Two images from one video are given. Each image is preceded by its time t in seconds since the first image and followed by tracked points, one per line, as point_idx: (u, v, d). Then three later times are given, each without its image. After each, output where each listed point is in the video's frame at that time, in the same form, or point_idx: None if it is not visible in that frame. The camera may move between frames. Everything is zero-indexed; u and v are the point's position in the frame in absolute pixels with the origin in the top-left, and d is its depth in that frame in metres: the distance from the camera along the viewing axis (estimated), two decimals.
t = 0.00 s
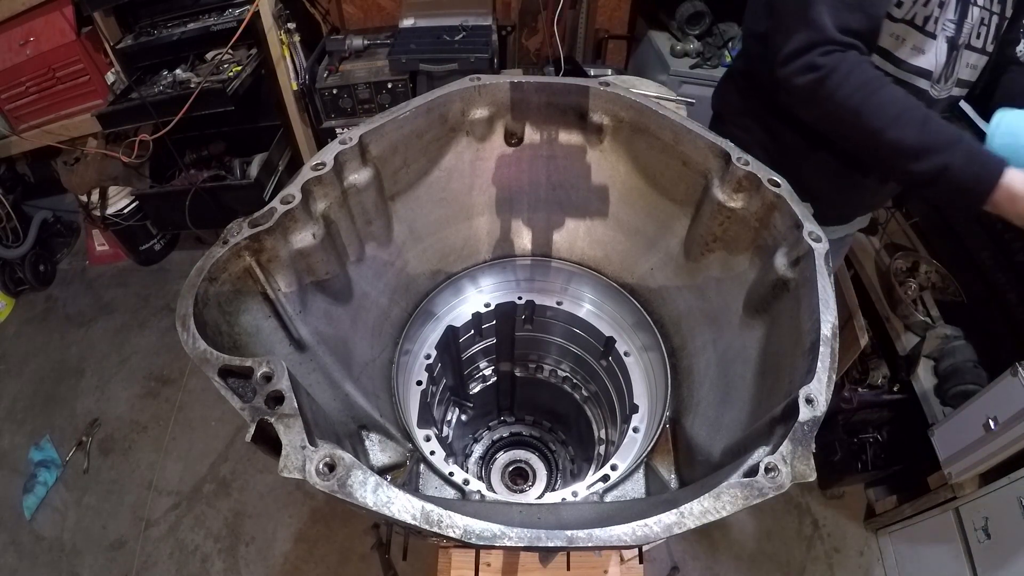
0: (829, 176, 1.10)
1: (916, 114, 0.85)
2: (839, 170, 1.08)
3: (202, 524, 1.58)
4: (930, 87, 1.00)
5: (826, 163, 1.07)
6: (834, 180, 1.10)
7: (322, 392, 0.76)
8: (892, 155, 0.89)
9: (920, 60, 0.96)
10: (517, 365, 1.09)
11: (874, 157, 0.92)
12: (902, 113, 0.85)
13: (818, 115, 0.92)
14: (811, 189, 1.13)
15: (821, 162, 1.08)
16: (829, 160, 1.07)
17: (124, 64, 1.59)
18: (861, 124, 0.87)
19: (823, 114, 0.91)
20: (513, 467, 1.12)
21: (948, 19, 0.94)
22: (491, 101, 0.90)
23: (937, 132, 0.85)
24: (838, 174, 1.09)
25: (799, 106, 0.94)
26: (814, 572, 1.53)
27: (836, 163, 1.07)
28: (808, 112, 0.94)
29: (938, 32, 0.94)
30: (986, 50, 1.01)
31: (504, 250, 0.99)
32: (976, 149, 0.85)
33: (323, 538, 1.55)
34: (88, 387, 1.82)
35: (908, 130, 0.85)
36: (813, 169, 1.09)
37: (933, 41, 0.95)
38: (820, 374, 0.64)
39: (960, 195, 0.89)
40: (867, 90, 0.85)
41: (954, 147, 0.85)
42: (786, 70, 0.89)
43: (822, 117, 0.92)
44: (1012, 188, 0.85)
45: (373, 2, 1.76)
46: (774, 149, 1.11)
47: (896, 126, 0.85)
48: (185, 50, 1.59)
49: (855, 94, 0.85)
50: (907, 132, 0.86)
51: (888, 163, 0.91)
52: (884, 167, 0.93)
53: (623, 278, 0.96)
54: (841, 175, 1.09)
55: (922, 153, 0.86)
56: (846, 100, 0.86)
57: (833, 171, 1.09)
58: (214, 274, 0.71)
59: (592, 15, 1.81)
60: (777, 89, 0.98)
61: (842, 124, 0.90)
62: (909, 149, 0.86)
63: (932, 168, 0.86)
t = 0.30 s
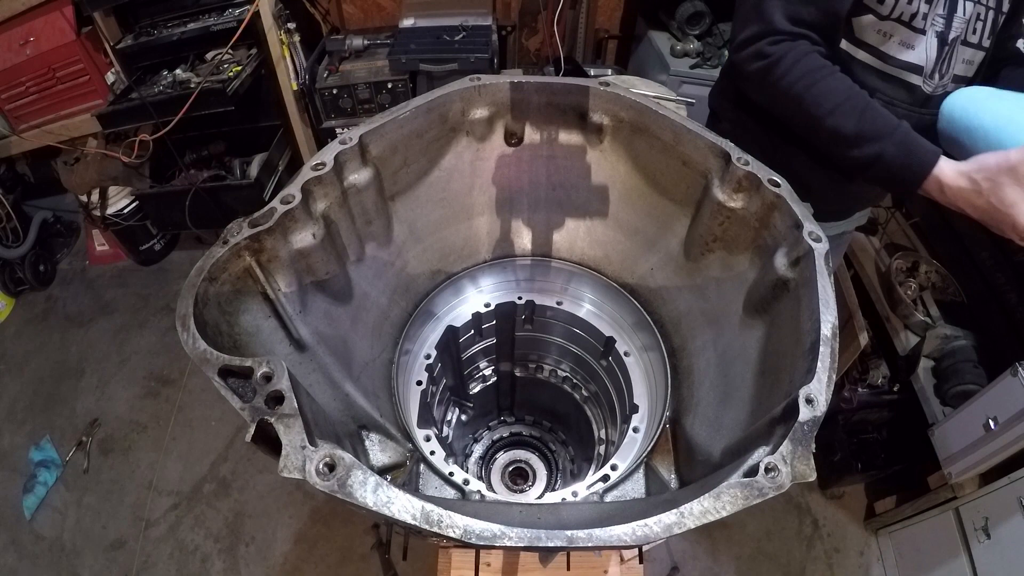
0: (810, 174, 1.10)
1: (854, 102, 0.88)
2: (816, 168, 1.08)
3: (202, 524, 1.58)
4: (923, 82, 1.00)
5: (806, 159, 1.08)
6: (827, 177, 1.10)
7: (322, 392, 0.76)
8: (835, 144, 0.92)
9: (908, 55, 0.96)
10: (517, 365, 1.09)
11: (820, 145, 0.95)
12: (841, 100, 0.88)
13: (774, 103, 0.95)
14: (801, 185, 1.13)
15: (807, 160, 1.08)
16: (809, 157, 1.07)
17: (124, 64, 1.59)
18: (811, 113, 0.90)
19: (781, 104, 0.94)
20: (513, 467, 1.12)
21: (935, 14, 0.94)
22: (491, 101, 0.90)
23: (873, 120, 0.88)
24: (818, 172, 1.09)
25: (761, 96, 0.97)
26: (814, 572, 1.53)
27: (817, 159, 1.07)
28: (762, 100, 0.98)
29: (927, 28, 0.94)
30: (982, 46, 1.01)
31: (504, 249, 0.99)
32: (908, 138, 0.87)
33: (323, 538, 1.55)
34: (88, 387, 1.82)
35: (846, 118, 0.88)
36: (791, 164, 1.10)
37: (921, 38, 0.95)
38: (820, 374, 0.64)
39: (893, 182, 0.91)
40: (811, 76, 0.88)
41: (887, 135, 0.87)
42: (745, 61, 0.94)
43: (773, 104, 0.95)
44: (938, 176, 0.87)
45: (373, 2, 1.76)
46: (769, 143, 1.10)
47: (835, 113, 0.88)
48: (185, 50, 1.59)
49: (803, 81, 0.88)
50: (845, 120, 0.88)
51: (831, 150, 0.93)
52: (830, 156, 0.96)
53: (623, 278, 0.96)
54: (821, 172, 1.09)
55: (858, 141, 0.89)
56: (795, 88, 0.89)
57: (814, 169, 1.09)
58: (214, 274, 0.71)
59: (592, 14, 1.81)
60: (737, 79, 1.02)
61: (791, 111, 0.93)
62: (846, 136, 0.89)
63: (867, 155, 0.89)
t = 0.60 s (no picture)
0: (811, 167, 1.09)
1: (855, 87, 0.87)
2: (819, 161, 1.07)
3: (202, 524, 1.58)
4: (922, 79, 1.00)
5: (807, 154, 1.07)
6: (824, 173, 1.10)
7: (321, 392, 0.76)
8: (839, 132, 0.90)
9: (907, 52, 0.97)
10: (517, 365, 1.09)
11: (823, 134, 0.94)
12: (840, 87, 0.88)
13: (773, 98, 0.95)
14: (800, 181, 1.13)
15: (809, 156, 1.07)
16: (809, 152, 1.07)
17: (124, 64, 1.59)
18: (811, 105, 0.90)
19: (782, 101, 0.93)
20: (513, 467, 1.12)
21: (934, 11, 0.94)
22: (491, 101, 0.90)
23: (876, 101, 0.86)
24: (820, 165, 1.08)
25: (761, 95, 0.97)
26: (814, 572, 1.53)
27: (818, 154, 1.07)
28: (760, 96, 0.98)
29: (926, 25, 0.94)
30: (980, 42, 1.01)
31: (504, 250, 0.99)
32: (914, 117, 0.85)
33: (323, 538, 1.55)
34: (88, 387, 1.82)
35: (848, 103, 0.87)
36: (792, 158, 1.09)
37: (920, 35, 0.95)
38: (820, 374, 0.64)
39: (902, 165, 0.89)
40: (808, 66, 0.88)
41: (891, 116, 0.85)
42: (742, 59, 0.94)
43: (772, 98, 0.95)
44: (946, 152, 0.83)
45: (372, 2, 1.76)
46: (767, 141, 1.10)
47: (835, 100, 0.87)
48: (185, 50, 1.59)
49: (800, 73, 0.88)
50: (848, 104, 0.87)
51: (834, 138, 0.92)
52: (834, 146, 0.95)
53: (623, 278, 0.96)
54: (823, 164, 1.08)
55: (862, 125, 0.87)
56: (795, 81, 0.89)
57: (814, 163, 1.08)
58: (214, 274, 0.71)
59: (592, 14, 1.81)
60: (734, 79, 1.02)
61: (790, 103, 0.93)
62: (850, 121, 0.88)
63: (873, 138, 0.87)
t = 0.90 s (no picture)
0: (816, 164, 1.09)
1: (862, 81, 0.87)
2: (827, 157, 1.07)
3: (202, 524, 1.58)
4: (924, 78, 1.00)
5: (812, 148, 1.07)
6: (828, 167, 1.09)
7: (321, 392, 0.76)
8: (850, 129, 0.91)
9: (910, 50, 0.96)
10: (517, 365, 1.09)
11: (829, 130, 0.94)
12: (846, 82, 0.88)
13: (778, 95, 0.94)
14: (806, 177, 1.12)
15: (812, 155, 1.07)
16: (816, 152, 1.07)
17: (124, 64, 1.59)
18: (816, 101, 0.90)
19: (786, 98, 0.94)
20: (513, 467, 1.12)
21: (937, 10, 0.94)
22: (491, 101, 0.90)
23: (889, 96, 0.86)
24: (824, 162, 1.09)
25: (768, 90, 0.96)
26: (814, 572, 1.53)
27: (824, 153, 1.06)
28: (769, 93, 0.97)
29: (929, 23, 0.94)
30: (981, 42, 1.01)
31: (504, 250, 0.99)
32: (921, 110, 0.86)
33: (323, 538, 1.55)
34: (88, 387, 1.82)
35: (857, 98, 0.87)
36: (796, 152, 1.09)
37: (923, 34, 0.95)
38: (820, 374, 0.64)
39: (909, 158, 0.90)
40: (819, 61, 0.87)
41: (899, 110, 0.86)
42: (747, 57, 0.94)
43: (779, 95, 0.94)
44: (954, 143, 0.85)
45: (372, 2, 1.76)
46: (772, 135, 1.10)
47: (844, 95, 0.88)
48: (185, 50, 1.59)
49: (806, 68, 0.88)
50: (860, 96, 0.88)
51: (841, 133, 0.92)
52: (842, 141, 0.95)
53: (623, 278, 0.96)
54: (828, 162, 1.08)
55: (870, 119, 0.88)
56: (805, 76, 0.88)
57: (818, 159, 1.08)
58: (214, 274, 0.71)
59: (592, 14, 1.81)
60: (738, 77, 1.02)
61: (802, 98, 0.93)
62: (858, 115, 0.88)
63: (881, 131, 0.87)
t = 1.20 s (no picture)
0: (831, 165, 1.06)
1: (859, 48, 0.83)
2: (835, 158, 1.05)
3: (202, 524, 1.58)
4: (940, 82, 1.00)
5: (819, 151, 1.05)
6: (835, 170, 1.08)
7: (322, 392, 0.76)
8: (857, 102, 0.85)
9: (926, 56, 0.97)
10: (517, 365, 1.09)
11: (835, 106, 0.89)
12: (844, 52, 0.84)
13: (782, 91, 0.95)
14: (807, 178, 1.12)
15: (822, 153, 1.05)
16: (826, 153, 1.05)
17: (124, 64, 1.59)
18: (815, 78, 0.87)
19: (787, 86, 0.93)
20: (514, 467, 1.12)
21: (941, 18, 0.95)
22: (491, 101, 0.90)
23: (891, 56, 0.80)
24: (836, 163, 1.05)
25: (771, 85, 0.96)
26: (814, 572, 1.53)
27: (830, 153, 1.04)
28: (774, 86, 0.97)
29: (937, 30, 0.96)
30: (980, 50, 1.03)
31: (504, 250, 0.99)
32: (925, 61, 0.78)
33: (323, 538, 1.55)
34: (88, 387, 1.82)
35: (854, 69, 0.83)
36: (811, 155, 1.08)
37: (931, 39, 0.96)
38: (820, 374, 0.64)
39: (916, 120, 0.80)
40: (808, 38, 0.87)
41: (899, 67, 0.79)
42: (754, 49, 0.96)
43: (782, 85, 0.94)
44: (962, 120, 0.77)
45: (372, 2, 1.76)
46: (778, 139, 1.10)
47: (840, 59, 0.84)
48: (185, 50, 1.59)
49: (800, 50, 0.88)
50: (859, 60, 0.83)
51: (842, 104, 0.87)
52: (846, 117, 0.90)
53: (623, 278, 0.96)
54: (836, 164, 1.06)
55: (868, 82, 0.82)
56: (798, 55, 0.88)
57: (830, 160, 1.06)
58: (214, 274, 0.71)
59: (592, 13, 1.81)
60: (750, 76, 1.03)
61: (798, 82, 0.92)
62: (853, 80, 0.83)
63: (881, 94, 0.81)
